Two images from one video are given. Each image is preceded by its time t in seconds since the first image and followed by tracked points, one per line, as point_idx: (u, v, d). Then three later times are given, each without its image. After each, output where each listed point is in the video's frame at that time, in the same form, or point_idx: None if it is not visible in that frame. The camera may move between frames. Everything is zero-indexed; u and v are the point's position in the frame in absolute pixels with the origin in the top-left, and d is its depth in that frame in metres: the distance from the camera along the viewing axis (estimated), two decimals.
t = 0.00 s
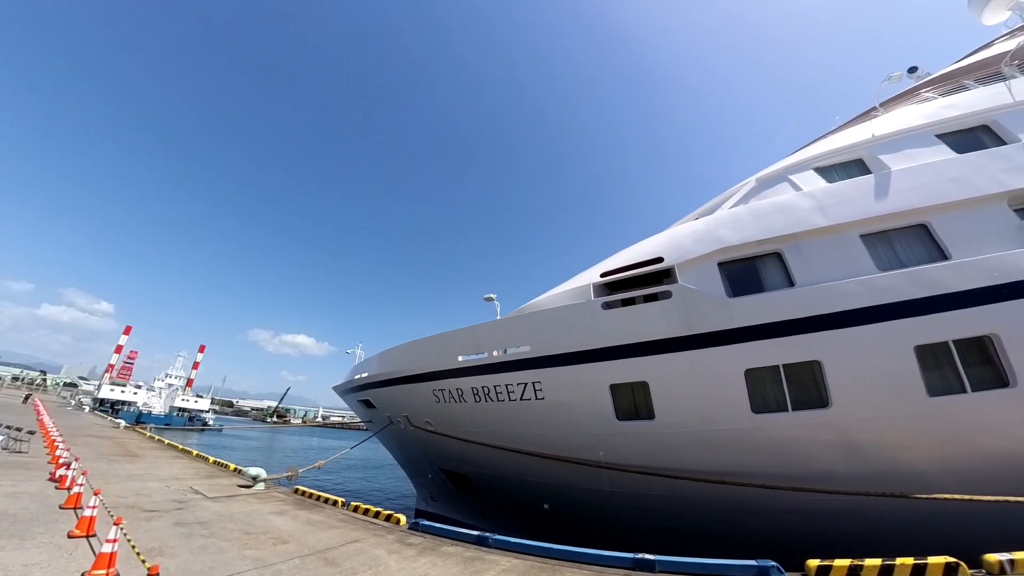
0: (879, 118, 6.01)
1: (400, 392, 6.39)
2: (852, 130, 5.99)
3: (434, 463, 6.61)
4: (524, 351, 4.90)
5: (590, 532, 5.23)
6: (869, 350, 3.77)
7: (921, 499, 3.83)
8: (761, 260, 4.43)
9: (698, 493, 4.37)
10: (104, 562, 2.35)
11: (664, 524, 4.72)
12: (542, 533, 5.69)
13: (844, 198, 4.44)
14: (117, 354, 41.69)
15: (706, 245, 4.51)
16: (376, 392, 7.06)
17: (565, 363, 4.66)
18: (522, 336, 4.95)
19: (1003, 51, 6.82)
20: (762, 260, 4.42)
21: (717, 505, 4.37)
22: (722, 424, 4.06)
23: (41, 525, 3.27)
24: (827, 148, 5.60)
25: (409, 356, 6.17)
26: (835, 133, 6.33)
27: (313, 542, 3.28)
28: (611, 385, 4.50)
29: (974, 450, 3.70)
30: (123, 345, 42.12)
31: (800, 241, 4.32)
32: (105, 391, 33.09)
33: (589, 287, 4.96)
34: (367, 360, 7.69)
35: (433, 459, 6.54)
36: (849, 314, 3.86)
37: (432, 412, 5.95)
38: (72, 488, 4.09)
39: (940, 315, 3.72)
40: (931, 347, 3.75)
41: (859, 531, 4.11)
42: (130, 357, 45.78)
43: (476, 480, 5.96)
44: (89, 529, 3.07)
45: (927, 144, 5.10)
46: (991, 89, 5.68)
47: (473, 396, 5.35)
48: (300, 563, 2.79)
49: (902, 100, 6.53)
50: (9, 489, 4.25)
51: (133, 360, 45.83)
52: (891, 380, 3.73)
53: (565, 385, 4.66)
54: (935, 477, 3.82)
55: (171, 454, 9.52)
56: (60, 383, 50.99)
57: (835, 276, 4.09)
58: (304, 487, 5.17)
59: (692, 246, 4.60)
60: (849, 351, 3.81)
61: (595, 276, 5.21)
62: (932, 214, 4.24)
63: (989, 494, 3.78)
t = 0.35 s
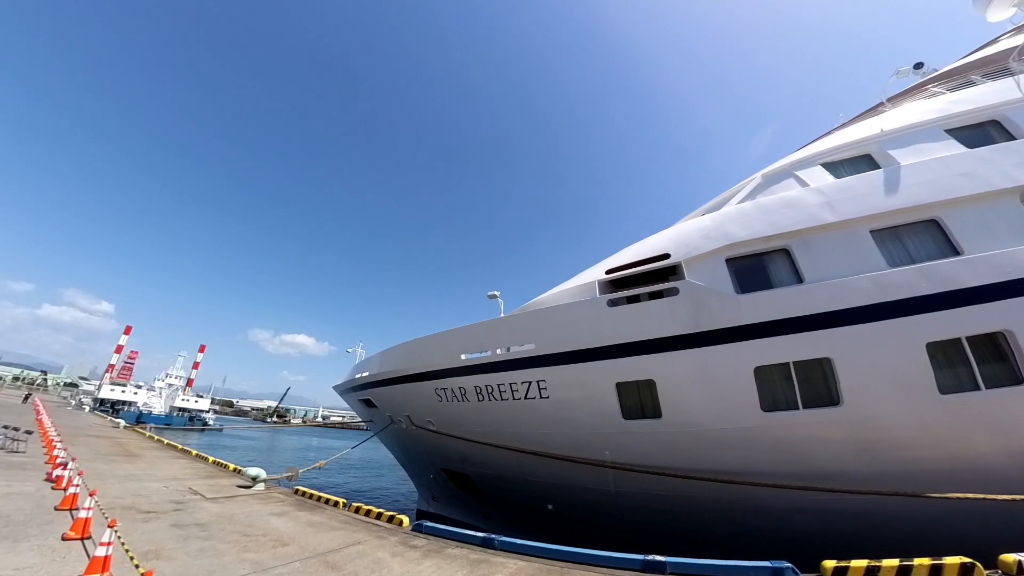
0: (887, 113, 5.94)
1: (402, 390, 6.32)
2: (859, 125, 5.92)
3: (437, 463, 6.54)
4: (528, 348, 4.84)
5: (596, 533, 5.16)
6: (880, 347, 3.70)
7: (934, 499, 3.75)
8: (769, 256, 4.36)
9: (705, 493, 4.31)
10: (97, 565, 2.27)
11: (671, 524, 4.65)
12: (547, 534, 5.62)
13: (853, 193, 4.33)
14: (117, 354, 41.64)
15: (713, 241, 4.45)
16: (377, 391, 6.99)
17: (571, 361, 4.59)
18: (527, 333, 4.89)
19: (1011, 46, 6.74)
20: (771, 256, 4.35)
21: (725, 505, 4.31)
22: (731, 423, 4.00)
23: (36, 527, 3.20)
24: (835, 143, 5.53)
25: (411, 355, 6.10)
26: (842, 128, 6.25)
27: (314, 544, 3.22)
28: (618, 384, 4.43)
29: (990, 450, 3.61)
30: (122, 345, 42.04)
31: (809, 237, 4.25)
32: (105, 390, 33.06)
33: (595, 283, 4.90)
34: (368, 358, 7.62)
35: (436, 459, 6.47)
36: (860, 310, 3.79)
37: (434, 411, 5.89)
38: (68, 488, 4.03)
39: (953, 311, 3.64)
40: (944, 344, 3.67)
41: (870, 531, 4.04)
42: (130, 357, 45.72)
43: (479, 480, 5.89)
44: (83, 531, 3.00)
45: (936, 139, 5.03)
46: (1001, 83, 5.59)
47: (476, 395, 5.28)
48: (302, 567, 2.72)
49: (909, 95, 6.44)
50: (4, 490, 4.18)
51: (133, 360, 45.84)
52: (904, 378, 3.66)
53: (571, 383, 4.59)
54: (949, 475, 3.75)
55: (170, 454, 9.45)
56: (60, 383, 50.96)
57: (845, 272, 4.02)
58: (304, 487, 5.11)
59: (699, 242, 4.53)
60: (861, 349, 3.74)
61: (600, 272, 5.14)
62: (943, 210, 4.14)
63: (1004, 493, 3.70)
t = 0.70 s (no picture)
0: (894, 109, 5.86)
1: (402, 390, 6.26)
2: (865, 121, 5.85)
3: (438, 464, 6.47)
4: (531, 348, 4.78)
5: (599, 534, 5.09)
6: (890, 346, 3.63)
7: (945, 500, 3.68)
8: (775, 254, 4.30)
9: (710, 494, 4.24)
10: (88, 570, 2.22)
11: (676, 526, 4.59)
12: (550, 535, 5.56)
13: (861, 189, 4.26)
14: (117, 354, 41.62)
15: (718, 239, 4.39)
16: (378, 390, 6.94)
17: (574, 360, 4.53)
18: (529, 332, 4.83)
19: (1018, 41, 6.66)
20: (777, 254, 4.29)
21: (730, 507, 4.24)
22: (736, 423, 3.94)
23: (28, 530, 3.14)
24: (840, 139, 5.47)
25: (412, 354, 6.04)
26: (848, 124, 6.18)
27: (313, 547, 3.16)
28: (622, 384, 4.37)
29: (1005, 451, 3.53)
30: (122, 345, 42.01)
31: (816, 234, 4.19)
32: (105, 391, 33.04)
33: (599, 282, 4.84)
34: (368, 358, 7.56)
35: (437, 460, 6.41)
36: (868, 308, 3.72)
37: (435, 411, 5.83)
38: (62, 491, 3.98)
39: (962, 309, 3.56)
40: (955, 342, 3.59)
41: (878, 533, 3.97)
42: (130, 357, 45.71)
43: (480, 481, 5.82)
44: (76, 534, 2.96)
45: (943, 135, 4.96)
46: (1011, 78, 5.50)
47: (477, 395, 5.22)
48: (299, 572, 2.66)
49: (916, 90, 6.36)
50: None
51: (133, 360, 45.82)
52: (914, 378, 3.58)
53: (573, 383, 4.53)
54: (961, 476, 3.67)
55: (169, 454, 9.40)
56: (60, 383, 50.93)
57: (853, 270, 3.95)
58: (304, 489, 5.05)
59: (703, 239, 4.47)
60: (869, 347, 3.67)
61: (602, 271, 5.08)
62: (952, 207, 4.05)
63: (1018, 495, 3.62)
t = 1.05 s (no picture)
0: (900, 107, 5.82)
1: (404, 391, 6.22)
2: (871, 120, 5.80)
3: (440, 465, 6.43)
4: (534, 348, 4.75)
5: (604, 536, 5.05)
6: (898, 346, 3.59)
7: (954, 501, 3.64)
8: (781, 253, 4.26)
9: (716, 495, 4.21)
10: None
11: (681, 528, 4.55)
12: (553, 537, 5.52)
13: (868, 188, 4.22)
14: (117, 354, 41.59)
15: (724, 238, 4.36)
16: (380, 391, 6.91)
17: (578, 360, 4.49)
18: (533, 332, 4.79)
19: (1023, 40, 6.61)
20: (783, 253, 4.26)
21: (737, 507, 4.20)
22: (743, 424, 3.90)
23: (26, 534, 3.11)
24: (845, 138, 5.43)
25: (414, 354, 6.00)
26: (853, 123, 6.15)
27: (315, 551, 3.12)
28: (627, 384, 4.34)
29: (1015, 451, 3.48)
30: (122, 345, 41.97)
31: (823, 233, 4.15)
32: (105, 391, 33.01)
33: (603, 281, 4.80)
34: (369, 359, 7.49)
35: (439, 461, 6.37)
36: (876, 307, 3.68)
37: (438, 412, 5.79)
38: (60, 493, 3.95)
39: (971, 308, 3.51)
40: (962, 341, 3.54)
41: (886, 534, 3.93)
42: (130, 357, 45.63)
43: (483, 482, 5.78)
44: (76, 537, 2.94)
45: (950, 134, 4.92)
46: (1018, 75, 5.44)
47: (480, 395, 5.18)
48: None
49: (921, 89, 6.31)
50: None
51: (133, 360, 45.80)
52: (922, 378, 3.54)
53: (578, 384, 4.50)
54: (970, 477, 3.63)
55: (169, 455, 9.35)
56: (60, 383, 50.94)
57: (861, 269, 3.91)
58: (305, 490, 5.01)
59: (709, 239, 4.44)
60: (877, 347, 3.63)
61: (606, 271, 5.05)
62: (960, 205, 4.00)
63: None
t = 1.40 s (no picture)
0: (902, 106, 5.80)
1: (406, 391, 6.19)
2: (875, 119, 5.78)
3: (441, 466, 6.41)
4: (537, 348, 4.72)
5: (607, 536, 5.02)
6: (904, 345, 3.56)
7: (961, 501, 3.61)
8: (786, 252, 4.24)
9: (720, 495, 4.19)
10: None
11: (685, 528, 4.53)
12: (556, 538, 5.49)
13: (873, 187, 4.19)
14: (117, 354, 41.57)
15: (727, 237, 4.33)
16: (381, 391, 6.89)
17: (581, 360, 4.47)
18: (535, 332, 4.77)
19: None
20: (788, 252, 4.23)
21: (741, 508, 4.17)
22: (747, 424, 3.88)
23: (25, 536, 3.08)
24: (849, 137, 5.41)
25: (415, 354, 5.98)
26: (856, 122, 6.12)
27: (318, 552, 3.09)
28: (630, 384, 4.31)
29: None
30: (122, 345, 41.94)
31: (827, 232, 4.13)
32: (105, 391, 33.03)
33: (606, 281, 4.78)
34: (370, 359, 7.47)
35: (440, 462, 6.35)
36: (882, 306, 3.65)
37: (439, 412, 5.76)
38: (60, 494, 3.93)
39: (978, 307, 3.47)
40: (969, 341, 3.50)
41: (892, 534, 3.91)
42: (130, 357, 45.55)
43: (485, 483, 5.76)
44: (75, 540, 2.91)
45: (953, 133, 4.90)
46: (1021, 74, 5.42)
47: (482, 395, 5.15)
48: None
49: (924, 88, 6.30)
50: None
51: (133, 360, 45.83)
52: (928, 377, 3.51)
53: (581, 384, 4.47)
54: (979, 477, 3.59)
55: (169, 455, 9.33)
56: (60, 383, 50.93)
57: (866, 268, 3.89)
58: (306, 491, 4.98)
59: (713, 238, 4.42)
60: (882, 346, 3.60)
61: (609, 270, 5.03)
62: (965, 204, 3.97)
63: None
